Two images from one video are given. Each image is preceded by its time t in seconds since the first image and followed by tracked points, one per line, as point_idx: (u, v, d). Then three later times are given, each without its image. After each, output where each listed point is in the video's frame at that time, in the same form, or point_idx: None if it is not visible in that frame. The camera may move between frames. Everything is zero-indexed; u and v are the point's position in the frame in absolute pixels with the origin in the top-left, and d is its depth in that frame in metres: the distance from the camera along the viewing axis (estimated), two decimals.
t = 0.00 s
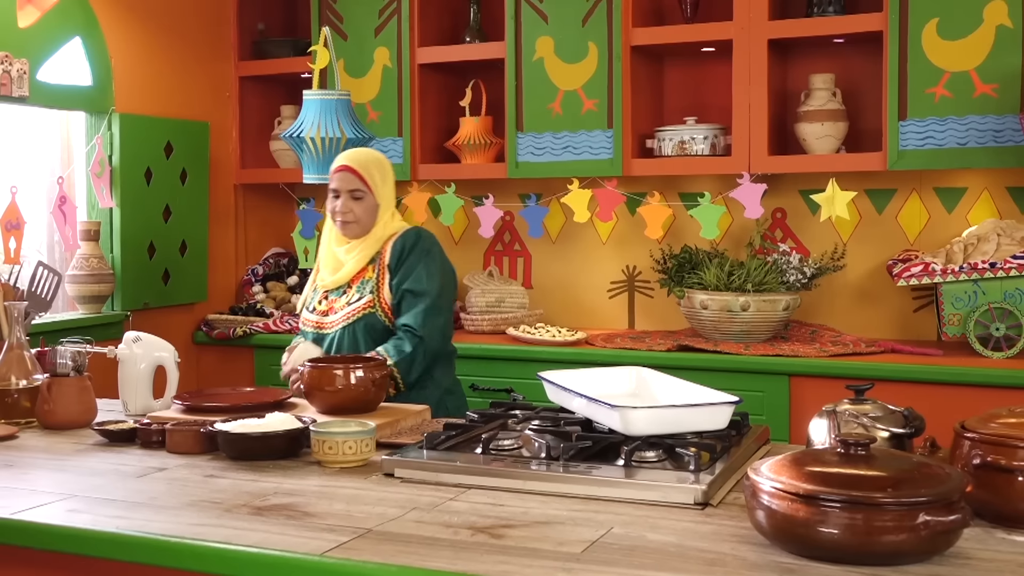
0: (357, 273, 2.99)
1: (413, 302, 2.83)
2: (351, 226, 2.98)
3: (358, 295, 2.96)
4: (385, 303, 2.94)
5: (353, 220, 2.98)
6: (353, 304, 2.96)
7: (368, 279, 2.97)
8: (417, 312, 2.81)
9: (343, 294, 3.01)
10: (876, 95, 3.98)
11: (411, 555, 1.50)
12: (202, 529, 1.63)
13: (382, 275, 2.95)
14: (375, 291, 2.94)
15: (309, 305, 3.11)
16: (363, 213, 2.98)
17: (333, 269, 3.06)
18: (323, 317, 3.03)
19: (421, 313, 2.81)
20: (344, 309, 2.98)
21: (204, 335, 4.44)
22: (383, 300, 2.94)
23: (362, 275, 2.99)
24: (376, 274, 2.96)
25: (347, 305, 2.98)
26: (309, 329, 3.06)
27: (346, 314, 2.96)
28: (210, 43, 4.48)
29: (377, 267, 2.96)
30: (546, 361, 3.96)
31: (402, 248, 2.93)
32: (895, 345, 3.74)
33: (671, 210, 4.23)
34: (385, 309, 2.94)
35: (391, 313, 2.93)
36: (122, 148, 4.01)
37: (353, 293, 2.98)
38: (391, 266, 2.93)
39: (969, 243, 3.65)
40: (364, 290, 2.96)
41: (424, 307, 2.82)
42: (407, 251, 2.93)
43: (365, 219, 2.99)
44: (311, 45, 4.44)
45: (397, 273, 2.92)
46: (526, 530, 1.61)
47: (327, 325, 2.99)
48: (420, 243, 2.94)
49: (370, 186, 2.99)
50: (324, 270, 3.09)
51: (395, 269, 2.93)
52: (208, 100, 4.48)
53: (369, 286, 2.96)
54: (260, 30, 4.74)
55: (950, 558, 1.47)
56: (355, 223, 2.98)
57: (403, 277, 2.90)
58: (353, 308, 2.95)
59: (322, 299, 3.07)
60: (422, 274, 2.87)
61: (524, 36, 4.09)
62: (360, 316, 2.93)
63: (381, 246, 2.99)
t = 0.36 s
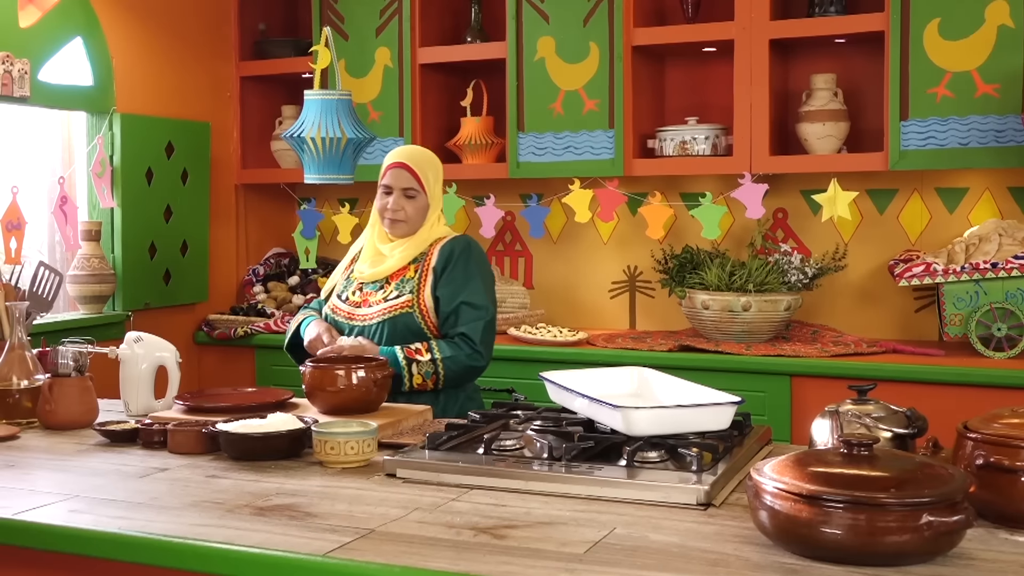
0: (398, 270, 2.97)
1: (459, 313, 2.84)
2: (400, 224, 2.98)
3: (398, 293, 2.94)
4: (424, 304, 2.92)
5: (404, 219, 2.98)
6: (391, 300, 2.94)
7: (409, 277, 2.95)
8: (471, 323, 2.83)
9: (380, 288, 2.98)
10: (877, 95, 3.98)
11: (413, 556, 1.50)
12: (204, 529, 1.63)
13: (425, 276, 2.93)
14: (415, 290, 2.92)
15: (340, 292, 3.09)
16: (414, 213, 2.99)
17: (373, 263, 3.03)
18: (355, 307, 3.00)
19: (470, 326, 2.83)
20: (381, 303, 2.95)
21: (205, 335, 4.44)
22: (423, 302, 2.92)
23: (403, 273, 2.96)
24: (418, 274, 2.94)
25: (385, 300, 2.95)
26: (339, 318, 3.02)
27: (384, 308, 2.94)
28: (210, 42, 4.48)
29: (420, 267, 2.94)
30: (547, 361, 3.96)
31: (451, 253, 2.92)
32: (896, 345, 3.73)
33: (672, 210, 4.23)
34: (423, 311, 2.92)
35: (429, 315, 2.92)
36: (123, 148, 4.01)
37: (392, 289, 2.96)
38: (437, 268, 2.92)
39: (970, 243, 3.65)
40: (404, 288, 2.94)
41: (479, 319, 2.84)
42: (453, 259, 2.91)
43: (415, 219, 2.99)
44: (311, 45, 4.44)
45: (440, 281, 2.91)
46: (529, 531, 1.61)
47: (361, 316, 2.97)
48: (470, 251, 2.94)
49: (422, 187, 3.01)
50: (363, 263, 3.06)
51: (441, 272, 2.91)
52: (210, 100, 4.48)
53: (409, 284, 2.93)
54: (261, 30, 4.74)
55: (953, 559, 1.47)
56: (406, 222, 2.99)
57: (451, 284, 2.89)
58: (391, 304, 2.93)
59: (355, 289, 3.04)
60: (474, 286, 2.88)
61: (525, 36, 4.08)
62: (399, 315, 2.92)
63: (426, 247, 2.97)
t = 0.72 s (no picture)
0: (422, 273, 2.94)
1: (498, 317, 2.86)
2: (415, 226, 2.95)
3: (426, 297, 2.92)
4: (456, 308, 2.91)
5: (418, 220, 2.95)
6: (419, 305, 2.92)
7: (436, 280, 2.93)
8: (510, 328, 2.85)
9: (405, 291, 2.95)
10: (879, 95, 3.98)
11: (417, 556, 1.50)
12: (207, 530, 1.63)
13: (454, 279, 2.93)
14: (446, 295, 2.92)
15: (355, 293, 3.02)
16: (427, 213, 2.96)
17: (393, 263, 2.99)
18: (377, 310, 2.95)
19: (509, 330, 2.85)
20: (408, 307, 2.93)
21: (207, 336, 4.44)
22: (454, 306, 2.91)
23: (428, 275, 2.94)
24: (446, 276, 2.93)
25: (411, 305, 2.93)
26: (359, 320, 2.95)
27: (412, 313, 2.92)
28: (211, 43, 4.47)
29: (448, 270, 2.94)
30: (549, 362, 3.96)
31: (480, 256, 2.94)
32: (898, 345, 3.73)
33: (674, 210, 4.23)
34: (454, 314, 2.91)
35: (460, 319, 2.91)
36: (123, 148, 4.01)
37: (418, 293, 2.93)
38: (467, 272, 2.93)
39: (972, 244, 3.63)
40: (433, 292, 2.92)
41: (517, 323, 2.87)
42: (482, 262, 2.93)
43: (428, 219, 2.97)
44: (312, 46, 4.44)
45: (472, 284, 2.92)
46: (532, 531, 1.61)
47: (388, 320, 2.92)
48: (497, 253, 2.96)
49: (435, 186, 2.97)
50: (380, 263, 3.01)
51: (473, 276, 2.93)
52: (211, 101, 4.48)
53: (437, 288, 2.93)
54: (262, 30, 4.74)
55: (958, 559, 1.47)
56: (420, 223, 2.96)
57: (486, 288, 2.90)
58: (419, 309, 2.92)
59: (374, 290, 2.98)
60: (508, 289, 2.91)
61: (527, 36, 4.08)
62: (429, 320, 2.90)
63: (448, 249, 2.97)
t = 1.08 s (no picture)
0: (433, 275, 2.94)
1: (506, 318, 2.85)
2: (417, 228, 2.95)
3: (437, 299, 2.92)
4: (467, 311, 2.91)
5: (419, 221, 2.95)
6: (430, 307, 2.92)
7: (446, 282, 2.93)
8: (519, 329, 2.84)
9: (415, 293, 2.95)
10: (881, 95, 3.97)
11: (421, 557, 1.49)
12: (211, 530, 1.63)
13: (464, 281, 2.92)
14: (456, 297, 2.92)
15: (367, 296, 3.04)
16: (427, 213, 2.95)
17: (403, 266, 3.00)
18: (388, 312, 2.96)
19: (518, 331, 2.84)
20: (418, 310, 2.93)
21: (208, 336, 4.44)
22: (465, 308, 2.91)
23: (438, 277, 2.94)
24: (456, 278, 2.93)
25: (422, 307, 2.93)
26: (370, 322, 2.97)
27: (423, 316, 2.92)
28: (213, 43, 4.47)
29: (458, 271, 2.94)
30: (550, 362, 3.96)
31: (490, 257, 2.94)
32: (901, 346, 3.73)
33: (676, 210, 4.23)
34: (465, 317, 2.91)
35: (471, 321, 2.91)
36: (125, 149, 4.00)
37: (429, 295, 2.93)
38: (476, 273, 2.92)
39: (975, 243, 3.64)
40: (443, 294, 2.92)
41: (526, 324, 2.86)
42: (493, 263, 2.93)
43: (429, 218, 2.96)
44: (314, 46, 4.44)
45: (483, 285, 2.92)
46: (536, 532, 1.61)
47: (400, 322, 2.93)
48: (509, 254, 2.96)
49: (434, 185, 2.95)
50: (390, 266, 3.03)
51: (483, 277, 2.92)
52: (212, 101, 4.47)
53: (448, 290, 2.93)
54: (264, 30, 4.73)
55: (963, 560, 1.46)
56: (422, 224, 2.95)
57: (496, 289, 2.90)
58: (430, 312, 2.92)
59: (385, 292, 3.00)
60: (518, 291, 2.90)
61: (529, 36, 4.08)
62: (440, 322, 2.90)
63: (458, 250, 2.97)
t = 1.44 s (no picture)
0: (429, 276, 2.95)
1: (499, 321, 2.85)
2: (414, 229, 2.95)
3: (432, 300, 2.92)
4: (461, 313, 2.90)
5: (416, 221, 2.94)
6: (424, 308, 2.92)
7: (442, 284, 2.93)
8: (511, 332, 2.84)
9: (411, 293, 2.95)
10: (884, 95, 3.97)
11: (426, 558, 1.49)
12: (214, 531, 1.63)
13: (460, 283, 2.91)
14: (450, 298, 2.91)
15: (365, 295, 3.06)
16: (425, 213, 2.95)
17: (402, 266, 3.01)
18: (384, 311, 2.97)
19: (509, 334, 2.84)
20: (413, 310, 2.94)
21: (209, 336, 4.44)
22: (459, 310, 2.91)
23: (434, 279, 2.94)
24: (452, 280, 2.92)
25: (416, 307, 2.93)
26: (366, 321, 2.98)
27: (417, 316, 2.92)
28: (215, 43, 4.47)
29: (454, 274, 2.93)
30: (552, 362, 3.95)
31: (487, 259, 2.92)
32: (903, 346, 3.72)
33: (678, 210, 4.22)
34: (459, 318, 2.91)
35: (465, 324, 2.90)
36: (127, 149, 4.00)
37: (424, 296, 2.93)
38: (472, 276, 2.91)
39: (977, 244, 3.64)
40: (438, 295, 2.92)
41: (519, 328, 2.85)
42: (490, 266, 2.91)
43: (427, 218, 2.95)
44: (316, 46, 4.43)
45: (478, 288, 2.90)
46: (540, 533, 1.61)
47: (394, 321, 2.94)
48: (506, 257, 2.94)
49: (431, 185, 2.94)
50: (389, 266, 3.03)
51: (479, 280, 2.91)
52: (213, 102, 4.47)
53: (443, 291, 2.92)
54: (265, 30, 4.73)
55: (968, 561, 1.46)
56: (419, 225, 2.95)
57: (491, 292, 2.88)
58: (424, 312, 2.92)
59: (382, 291, 3.01)
60: (512, 294, 2.89)
61: (531, 35, 4.08)
62: (434, 323, 2.90)
63: (455, 252, 2.96)
